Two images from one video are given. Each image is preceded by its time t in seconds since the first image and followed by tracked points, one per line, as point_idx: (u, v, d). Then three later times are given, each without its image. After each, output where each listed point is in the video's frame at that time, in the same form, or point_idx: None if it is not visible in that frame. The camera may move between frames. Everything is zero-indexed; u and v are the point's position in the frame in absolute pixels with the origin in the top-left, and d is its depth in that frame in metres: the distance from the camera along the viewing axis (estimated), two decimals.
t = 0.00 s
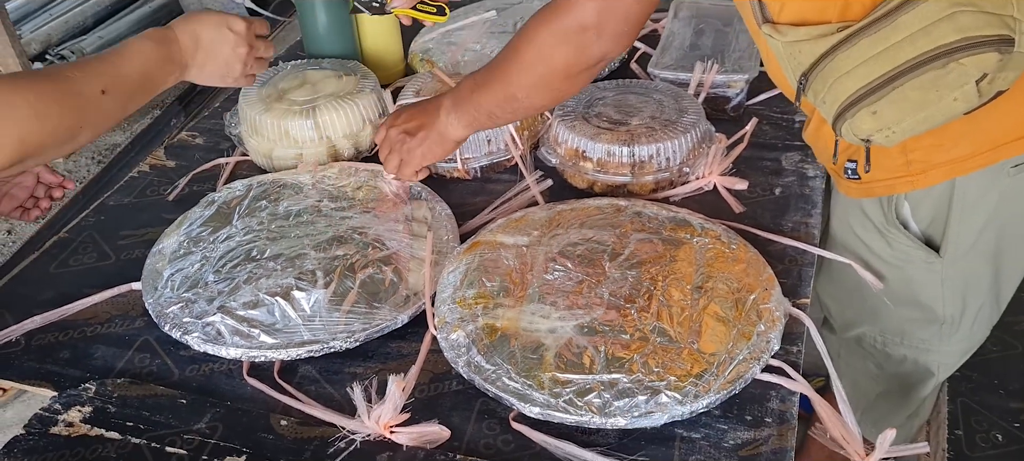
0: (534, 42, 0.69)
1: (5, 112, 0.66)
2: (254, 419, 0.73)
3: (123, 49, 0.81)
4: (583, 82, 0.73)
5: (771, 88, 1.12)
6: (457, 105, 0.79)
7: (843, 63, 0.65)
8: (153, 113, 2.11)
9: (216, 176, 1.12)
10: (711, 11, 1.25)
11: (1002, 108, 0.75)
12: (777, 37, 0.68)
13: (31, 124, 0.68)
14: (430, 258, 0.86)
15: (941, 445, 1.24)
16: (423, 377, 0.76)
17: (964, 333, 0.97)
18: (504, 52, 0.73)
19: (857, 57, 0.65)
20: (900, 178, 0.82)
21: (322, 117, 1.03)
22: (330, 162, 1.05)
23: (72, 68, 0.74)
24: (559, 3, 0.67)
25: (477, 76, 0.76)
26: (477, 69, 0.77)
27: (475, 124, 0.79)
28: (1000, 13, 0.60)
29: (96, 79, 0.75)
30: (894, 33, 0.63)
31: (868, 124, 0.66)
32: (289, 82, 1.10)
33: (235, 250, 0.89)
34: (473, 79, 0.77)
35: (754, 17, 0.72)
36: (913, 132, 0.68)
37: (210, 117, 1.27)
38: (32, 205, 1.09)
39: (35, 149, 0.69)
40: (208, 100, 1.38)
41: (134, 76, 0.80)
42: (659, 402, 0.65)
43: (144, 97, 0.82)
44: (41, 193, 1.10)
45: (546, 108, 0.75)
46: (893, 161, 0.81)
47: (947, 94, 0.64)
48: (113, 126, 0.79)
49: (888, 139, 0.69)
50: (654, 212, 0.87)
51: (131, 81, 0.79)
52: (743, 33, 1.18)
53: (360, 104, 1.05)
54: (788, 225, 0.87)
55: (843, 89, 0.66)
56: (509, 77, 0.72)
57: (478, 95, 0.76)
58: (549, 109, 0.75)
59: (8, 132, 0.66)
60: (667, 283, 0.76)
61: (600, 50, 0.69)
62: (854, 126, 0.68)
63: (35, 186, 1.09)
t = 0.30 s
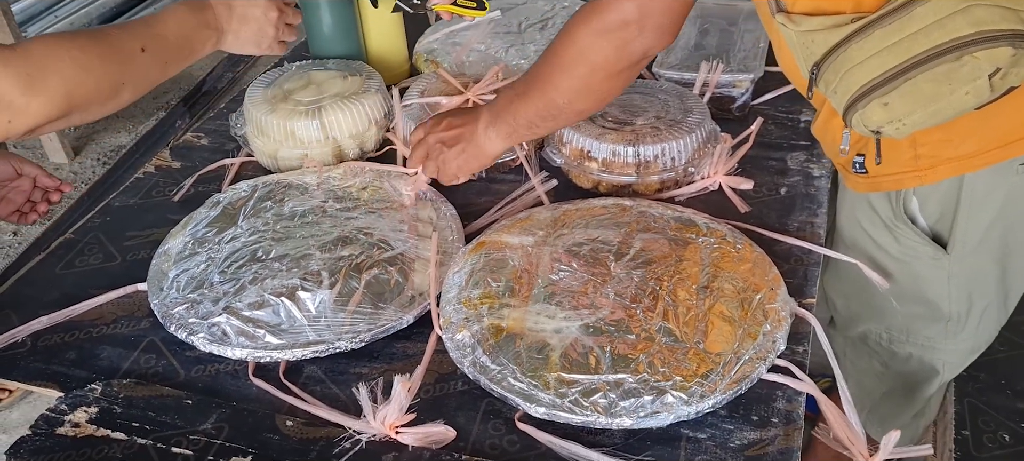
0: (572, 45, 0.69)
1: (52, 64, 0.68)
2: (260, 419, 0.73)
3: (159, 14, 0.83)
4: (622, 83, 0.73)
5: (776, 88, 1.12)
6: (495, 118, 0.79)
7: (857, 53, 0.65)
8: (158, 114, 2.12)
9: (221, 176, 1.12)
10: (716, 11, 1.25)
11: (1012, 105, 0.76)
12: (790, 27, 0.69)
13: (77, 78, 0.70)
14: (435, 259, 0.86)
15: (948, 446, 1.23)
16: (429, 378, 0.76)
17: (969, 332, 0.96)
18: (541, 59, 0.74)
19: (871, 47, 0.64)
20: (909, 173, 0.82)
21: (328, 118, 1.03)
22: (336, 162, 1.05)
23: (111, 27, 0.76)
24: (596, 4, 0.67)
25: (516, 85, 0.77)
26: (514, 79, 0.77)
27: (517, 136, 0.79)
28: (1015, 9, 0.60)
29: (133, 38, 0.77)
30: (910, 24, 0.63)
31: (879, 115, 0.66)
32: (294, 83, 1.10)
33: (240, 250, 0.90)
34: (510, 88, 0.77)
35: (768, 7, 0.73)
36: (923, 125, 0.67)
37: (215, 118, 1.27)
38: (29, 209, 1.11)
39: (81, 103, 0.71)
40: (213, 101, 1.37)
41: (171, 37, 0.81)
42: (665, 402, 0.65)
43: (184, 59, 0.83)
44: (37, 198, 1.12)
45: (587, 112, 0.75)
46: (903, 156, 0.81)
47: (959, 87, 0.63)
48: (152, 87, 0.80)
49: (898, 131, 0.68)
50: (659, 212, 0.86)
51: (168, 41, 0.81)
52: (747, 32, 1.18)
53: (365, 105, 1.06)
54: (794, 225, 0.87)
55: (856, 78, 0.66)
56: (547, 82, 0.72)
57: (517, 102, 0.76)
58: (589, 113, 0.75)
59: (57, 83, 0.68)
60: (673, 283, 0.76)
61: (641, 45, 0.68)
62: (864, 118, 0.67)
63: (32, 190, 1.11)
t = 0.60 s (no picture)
0: (599, 22, 0.72)
1: (60, 68, 0.69)
2: (262, 424, 0.73)
3: (170, 19, 0.83)
4: (642, 68, 0.75)
5: (778, 92, 1.12)
6: (525, 75, 0.85)
7: (869, 50, 0.65)
8: (161, 119, 2.13)
9: (223, 181, 1.12)
10: (717, 15, 1.25)
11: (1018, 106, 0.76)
12: (801, 22, 0.69)
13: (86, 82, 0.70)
14: (437, 263, 0.86)
15: (951, 449, 1.23)
16: (431, 382, 0.76)
17: (972, 333, 0.97)
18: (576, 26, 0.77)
19: (884, 44, 0.64)
20: (915, 171, 0.82)
21: (331, 123, 1.03)
22: (337, 167, 1.06)
23: (121, 31, 0.76)
24: None
25: (549, 47, 0.81)
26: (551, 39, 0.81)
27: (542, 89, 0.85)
28: None
29: (143, 44, 0.77)
30: (925, 22, 0.63)
31: (889, 112, 0.66)
32: (296, 88, 1.10)
33: (243, 255, 0.90)
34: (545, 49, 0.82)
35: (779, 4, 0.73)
36: (935, 122, 0.67)
37: (218, 123, 1.28)
38: (29, 217, 1.12)
39: (89, 107, 0.72)
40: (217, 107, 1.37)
41: (181, 43, 0.81)
42: (667, 406, 0.65)
43: (195, 64, 0.83)
44: (38, 205, 1.13)
45: (607, 87, 0.79)
46: (909, 154, 0.82)
47: (971, 86, 0.63)
48: (162, 91, 0.80)
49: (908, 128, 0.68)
50: (661, 215, 0.86)
51: (177, 46, 0.80)
52: (749, 36, 1.18)
53: (368, 110, 1.06)
54: (795, 228, 0.87)
55: (867, 75, 0.66)
56: (573, 53, 0.76)
57: (545, 64, 0.82)
58: (608, 87, 0.79)
59: (64, 88, 0.69)
60: (675, 287, 0.77)
61: (661, 40, 0.69)
62: (875, 115, 0.67)
63: (32, 198, 1.12)
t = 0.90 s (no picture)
0: None
1: (61, 71, 0.69)
2: (264, 424, 0.73)
3: (172, 24, 0.83)
4: (616, 31, 0.73)
5: (779, 92, 1.12)
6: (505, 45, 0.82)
7: (880, 47, 0.65)
8: (163, 120, 2.13)
9: (225, 182, 1.12)
10: (718, 15, 1.25)
11: None
12: (812, 18, 0.69)
13: (86, 85, 0.70)
14: (438, 263, 0.86)
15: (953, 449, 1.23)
16: (432, 382, 0.76)
17: (978, 334, 0.97)
18: None
19: (896, 41, 0.65)
20: (922, 170, 0.83)
21: (331, 123, 1.04)
22: (338, 167, 1.06)
23: (122, 35, 0.76)
24: None
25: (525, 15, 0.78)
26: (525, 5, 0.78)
27: (522, 59, 0.82)
28: None
29: (144, 47, 0.77)
30: (936, 19, 0.64)
31: (899, 110, 0.66)
32: (298, 89, 1.10)
33: (244, 256, 0.90)
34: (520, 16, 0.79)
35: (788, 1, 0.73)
36: (944, 121, 0.67)
37: (219, 124, 1.28)
38: (36, 217, 1.12)
39: (89, 110, 0.72)
40: (218, 108, 1.37)
41: (182, 46, 0.81)
42: (667, 406, 0.65)
43: (196, 67, 0.83)
44: (44, 206, 1.13)
45: (584, 52, 0.76)
46: (916, 153, 0.82)
47: (982, 85, 0.64)
48: (164, 94, 0.80)
49: (918, 126, 0.68)
50: (662, 216, 0.86)
51: (179, 49, 0.81)
52: (749, 36, 1.18)
53: (369, 111, 1.06)
54: (796, 228, 0.87)
55: (878, 72, 0.66)
56: (546, 19, 0.73)
57: (522, 33, 0.79)
58: (585, 53, 0.76)
59: (65, 91, 0.69)
60: (676, 287, 0.76)
61: (631, 5, 0.69)
62: (884, 112, 0.67)
63: (38, 198, 1.12)
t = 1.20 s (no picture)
0: None
1: (55, 77, 0.69)
2: (266, 422, 0.73)
3: (172, 30, 0.83)
4: (625, 31, 0.75)
5: (781, 91, 1.12)
6: (505, 48, 0.85)
7: (877, 41, 0.66)
8: (165, 120, 2.13)
9: (228, 181, 1.12)
10: (720, 15, 1.25)
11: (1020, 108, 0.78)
12: (812, 13, 0.70)
13: (80, 90, 0.71)
14: (440, 262, 0.86)
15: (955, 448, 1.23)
16: (434, 380, 0.76)
17: (977, 333, 0.97)
18: None
19: (892, 36, 0.65)
20: (920, 167, 0.83)
21: (334, 122, 1.04)
22: (341, 166, 1.06)
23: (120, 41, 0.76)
24: None
25: (524, 22, 0.81)
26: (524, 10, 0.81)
27: (523, 63, 0.85)
28: None
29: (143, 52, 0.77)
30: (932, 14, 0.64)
31: (894, 105, 0.66)
32: (300, 88, 1.10)
33: (246, 254, 0.90)
34: (518, 21, 0.81)
35: None
36: (939, 117, 0.67)
37: (222, 123, 1.28)
38: (38, 217, 1.11)
39: (84, 114, 0.72)
40: (220, 107, 1.38)
41: (181, 53, 0.81)
42: (670, 404, 0.65)
43: (195, 75, 0.83)
44: (47, 205, 1.13)
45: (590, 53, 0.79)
46: (914, 150, 0.83)
47: (977, 80, 0.63)
48: (162, 100, 0.81)
49: (914, 122, 0.68)
50: (664, 214, 0.86)
51: (179, 57, 0.81)
52: (751, 35, 1.18)
53: (372, 110, 1.06)
54: (799, 227, 0.87)
55: (874, 67, 0.66)
56: (551, 23, 0.76)
57: (524, 38, 0.81)
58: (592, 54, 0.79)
59: (58, 96, 0.69)
60: (678, 285, 0.77)
61: (639, 5, 0.70)
62: (880, 107, 0.67)
63: (41, 198, 1.12)
